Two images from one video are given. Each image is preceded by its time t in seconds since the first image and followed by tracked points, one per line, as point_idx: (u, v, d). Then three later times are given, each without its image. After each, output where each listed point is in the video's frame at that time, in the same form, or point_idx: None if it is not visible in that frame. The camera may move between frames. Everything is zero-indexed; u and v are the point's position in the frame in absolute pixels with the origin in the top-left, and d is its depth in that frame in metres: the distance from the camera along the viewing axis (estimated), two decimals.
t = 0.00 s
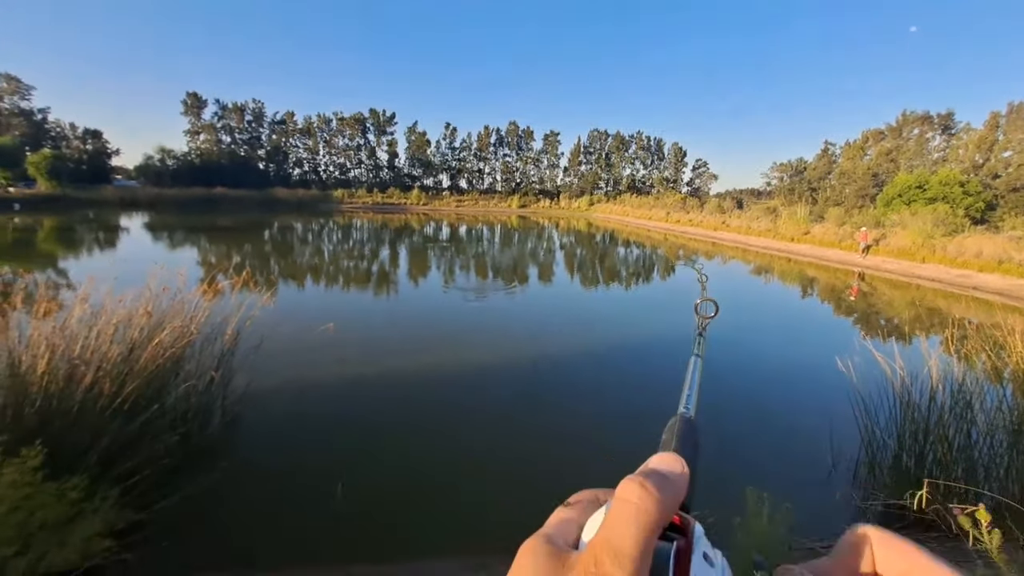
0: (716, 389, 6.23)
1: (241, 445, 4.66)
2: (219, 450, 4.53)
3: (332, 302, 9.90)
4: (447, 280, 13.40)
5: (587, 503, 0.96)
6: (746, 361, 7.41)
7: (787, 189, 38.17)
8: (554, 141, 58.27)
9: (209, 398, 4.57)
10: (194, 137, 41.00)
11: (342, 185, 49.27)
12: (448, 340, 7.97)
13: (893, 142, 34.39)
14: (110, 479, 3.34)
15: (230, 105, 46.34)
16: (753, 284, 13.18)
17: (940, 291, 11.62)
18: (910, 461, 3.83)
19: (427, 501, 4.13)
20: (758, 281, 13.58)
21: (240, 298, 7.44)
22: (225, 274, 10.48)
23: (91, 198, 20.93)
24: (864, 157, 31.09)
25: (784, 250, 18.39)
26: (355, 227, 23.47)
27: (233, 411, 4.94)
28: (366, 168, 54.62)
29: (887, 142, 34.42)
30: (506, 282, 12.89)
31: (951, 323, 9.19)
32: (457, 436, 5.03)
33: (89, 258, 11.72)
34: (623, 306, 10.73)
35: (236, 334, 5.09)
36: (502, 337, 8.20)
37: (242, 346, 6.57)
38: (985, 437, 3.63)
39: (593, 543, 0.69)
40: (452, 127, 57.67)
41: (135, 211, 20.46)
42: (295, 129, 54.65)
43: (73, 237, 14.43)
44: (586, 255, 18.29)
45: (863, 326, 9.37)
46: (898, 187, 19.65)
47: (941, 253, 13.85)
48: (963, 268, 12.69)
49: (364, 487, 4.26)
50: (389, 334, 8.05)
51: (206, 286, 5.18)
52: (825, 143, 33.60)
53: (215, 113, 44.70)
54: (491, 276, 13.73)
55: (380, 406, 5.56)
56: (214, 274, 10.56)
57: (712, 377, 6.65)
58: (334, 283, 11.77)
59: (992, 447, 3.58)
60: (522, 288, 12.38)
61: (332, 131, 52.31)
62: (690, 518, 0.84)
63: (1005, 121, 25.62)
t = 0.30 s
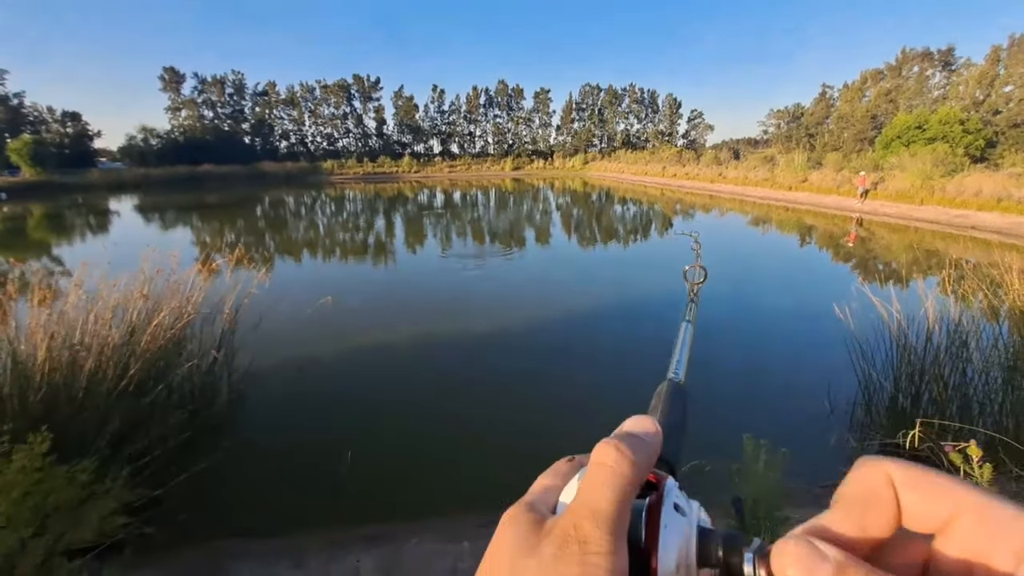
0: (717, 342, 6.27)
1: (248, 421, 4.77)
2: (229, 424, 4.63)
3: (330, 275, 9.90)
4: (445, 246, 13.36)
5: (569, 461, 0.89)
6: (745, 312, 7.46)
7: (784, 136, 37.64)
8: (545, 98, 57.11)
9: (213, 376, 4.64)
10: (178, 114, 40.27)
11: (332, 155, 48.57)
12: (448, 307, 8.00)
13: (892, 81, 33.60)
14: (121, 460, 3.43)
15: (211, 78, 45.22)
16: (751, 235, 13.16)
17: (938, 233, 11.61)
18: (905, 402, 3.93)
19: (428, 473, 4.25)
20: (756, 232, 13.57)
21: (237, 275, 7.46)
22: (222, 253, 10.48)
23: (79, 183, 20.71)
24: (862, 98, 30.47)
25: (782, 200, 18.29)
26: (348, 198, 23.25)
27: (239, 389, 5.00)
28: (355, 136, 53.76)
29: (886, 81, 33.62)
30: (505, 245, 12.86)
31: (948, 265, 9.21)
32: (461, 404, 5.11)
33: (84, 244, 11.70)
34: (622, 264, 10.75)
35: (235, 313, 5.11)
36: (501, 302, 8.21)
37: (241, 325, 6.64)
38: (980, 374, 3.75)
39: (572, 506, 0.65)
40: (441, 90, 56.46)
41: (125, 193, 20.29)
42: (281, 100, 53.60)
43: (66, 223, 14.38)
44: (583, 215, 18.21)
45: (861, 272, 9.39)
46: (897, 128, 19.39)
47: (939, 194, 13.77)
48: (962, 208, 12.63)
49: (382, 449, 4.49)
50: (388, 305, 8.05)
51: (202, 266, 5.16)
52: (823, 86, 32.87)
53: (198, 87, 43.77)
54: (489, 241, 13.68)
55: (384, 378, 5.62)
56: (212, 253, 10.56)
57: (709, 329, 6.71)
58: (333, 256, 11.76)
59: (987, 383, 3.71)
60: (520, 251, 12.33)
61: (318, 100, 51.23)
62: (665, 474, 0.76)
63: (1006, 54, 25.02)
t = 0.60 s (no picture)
0: (716, 320, 6.27)
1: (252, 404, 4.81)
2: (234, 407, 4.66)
3: (329, 257, 9.85)
4: (445, 227, 13.29)
5: (561, 442, 0.96)
6: (745, 289, 7.47)
7: (787, 112, 37.20)
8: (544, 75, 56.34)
9: (216, 359, 4.63)
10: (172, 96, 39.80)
11: (329, 136, 48.08)
12: (449, 289, 8.01)
13: (897, 53, 33.01)
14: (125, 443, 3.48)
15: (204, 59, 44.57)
16: (752, 212, 13.09)
17: (941, 208, 11.54)
18: (905, 376, 4.03)
19: (429, 455, 4.32)
20: (757, 209, 13.50)
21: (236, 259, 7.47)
22: (221, 236, 10.44)
23: (75, 167, 20.58)
24: (867, 71, 29.96)
25: (783, 176, 18.15)
26: (346, 180, 23.10)
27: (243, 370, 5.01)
28: (352, 117, 53.20)
29: (891, 53, 33.01)
30: (505, 226, 12.80)
31: (950, 241, 9.18)
32: (463, 385, 5.14)
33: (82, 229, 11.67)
34: (623, 243, 10.72)
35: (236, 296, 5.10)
36: (502, 284, 8.21)
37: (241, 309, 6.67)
38: (980, 347, 3.79)
39: (559, 477, 0.72)
40: (438, 68, 55.68)
41: (122, 177, 20.17)
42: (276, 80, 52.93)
43: (63, 208, 14.31)
44: (583, 194, 18.09)
45: (863, 249, 9.36)
46: (901, 102, 19.16)
47: (942, 169, 13.66)
48: (965, 182, 12.53)
49: (390, 429, 4.56)
50: (386, 288, 8.02)
51: (204, 250, 5.12)
52: (827, 59, 32.30)
53: (191, 68, 43.20)
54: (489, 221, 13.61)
55: (384, 360, 5.64)
56: (210, 236, 10.52)
57: (708, 307, 6.73)
58: (332, 238, 11.72)
59: (987, 355, 3.75)
60: (521, 232, 12.24)
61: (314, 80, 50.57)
62: (664, 457, 0.81)
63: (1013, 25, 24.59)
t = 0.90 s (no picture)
0: (717, 312, 6.27)
1: (257, 395, 4.85)
2: (241, 398, 4.71)
3: (330, 251, 9.87)
4: (445, 220, 13.32)
5: (570, 423, 0.94)
6: (745, 281, 7.48)
7: (789, 106, 37.11)
8: (545, 68, 56.09)
9: (218, 352, 4.63)
10: (171, 89, 39.69)
11: (329, 129, 47.96)
12: (450, 281, 8.03)
13: (900, 45, 32.86)
14: (131, 436, 3.54)
15: (203, 51, 44.34)
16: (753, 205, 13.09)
17: (943, 201, 11.53)
18: (904, 370, 4.02)
19: (431, 446, 4.35)
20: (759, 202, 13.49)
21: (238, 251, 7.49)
22: (222, 229, 10.47)
23: (75, 160, 20.60)
24: (869, 64, 29.83)
25: (785, 169, 18.13)
26: (346, 173, 23.08)
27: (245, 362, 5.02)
28: (352, 110, 53.04)
29: (894, 45, 32.84)
30: (505, 219, 12.82)
31: (951, 234, 9.19)
32: (465, 378, 5.16)
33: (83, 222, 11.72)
34: (624, 235, 10.73)
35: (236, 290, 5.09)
36: (503, 277, 8.22)
37: (242, 300, 6.70)
38: (979, 341, 3.74)
39: (575, 463, 0.70)
40: (438, 61, 55.43)
41: (122, 170, 20.18)
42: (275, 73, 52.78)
43: (64, 202, 14.35)
44: (584, 187, 18.10)
45: (864, 241, 9.37)
46: (904, 94, 19.10)
47: (945, 162, 13.65)
48: (967, 175, 12.52)
49: (393, 421, 4.57)
50: (387, 281, 8.02)
51: (204, 244, 5.10)
52: (829, 52, 32.14)
53: (190, 61, 43.08)
54: (490, 214, 13.64)
55: (386, 353, 5.65)
56: (211, 229, 10.55)
57: (708, 299, 6.74)
58: (332, 232, 11.75)
59: (987, 349, 3.69)
60: (522, 225, 12.24)
61: (313, 73, 50.39)
62: (669, 435, 0.80)
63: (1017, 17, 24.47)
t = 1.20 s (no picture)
0: (717, 311, 6.33)
1: (259, 393, 4.92)
2: (240, 396, 4.79)
3: (331, 249, 9.93)
4: (445, 218, 13.35)
5: (576, 437, 0.99)
6: (745, 280, 7.53)
7: (790, 103, 37.04)
8: (545, 64, 55.96)
9: (219, 349, 4.72)
10: (171, 85, 39.68)
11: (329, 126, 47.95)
12: (452, 280, 8.08)
13: (901, 42, 32.79)
14: (136, 431, 3.65)
15: (203, 48, 44.31)
16: (753, 203, 13.13)
17: (944, 199, 11.56)
18: (906, 366, 4.13)
19: (432, 442, 4.41)
20: (759, 200, 13.51)
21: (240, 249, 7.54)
22: (222, 227, 10.52)
23: (75, 157, 20.63)
24: (871, 61, 29.80)
25: (786, 168, 18.13)
26: (347, 171, 23.11)
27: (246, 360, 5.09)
28: (352, 107, 53.00)
29: (897, 42, 32.78)
30: (505, 217, 12.86)
31: (951, 232, 9.22)
32: (466, 376, 5.22)
33: (84, 219, 11.77)
34: (624, 233, 10.77)
35: (238, 287, 5.16)
36: (505, 275, 8.27)
37: (245, 298, 6.75)
38: (980, 339, 3.82)
39: (582, 478, 0.75)
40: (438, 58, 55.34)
41: (123, 168, 20.22)
42: (274, 70, 52.73)
43: (65, 199, 14.39)
44: (584, 185, 18.11)
45: (864, 239, 9.41)
46: (905, 92, 19.09)
47: (946, 160, 13.66)
48: (968, 174, 12.54)
49: (399, 416, 4.66)
50: (387, 280, 8.06)
51: (204, 240, 5.13)
52: (831, 50, 32.08)
53: (189, 58, 43.06)
54: (490, 212, 13.67)
55: (388, 350, 5.71)
56: (211, 227, 10.59)
57: (708, 297, 6.79)
58: (333, 229, 11.80)
59: (988, 347, 3.78)
60: (522, 223, 12.29)
61: (313, 70, 50.35)
62: (681, 448, 0.86)
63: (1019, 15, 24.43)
